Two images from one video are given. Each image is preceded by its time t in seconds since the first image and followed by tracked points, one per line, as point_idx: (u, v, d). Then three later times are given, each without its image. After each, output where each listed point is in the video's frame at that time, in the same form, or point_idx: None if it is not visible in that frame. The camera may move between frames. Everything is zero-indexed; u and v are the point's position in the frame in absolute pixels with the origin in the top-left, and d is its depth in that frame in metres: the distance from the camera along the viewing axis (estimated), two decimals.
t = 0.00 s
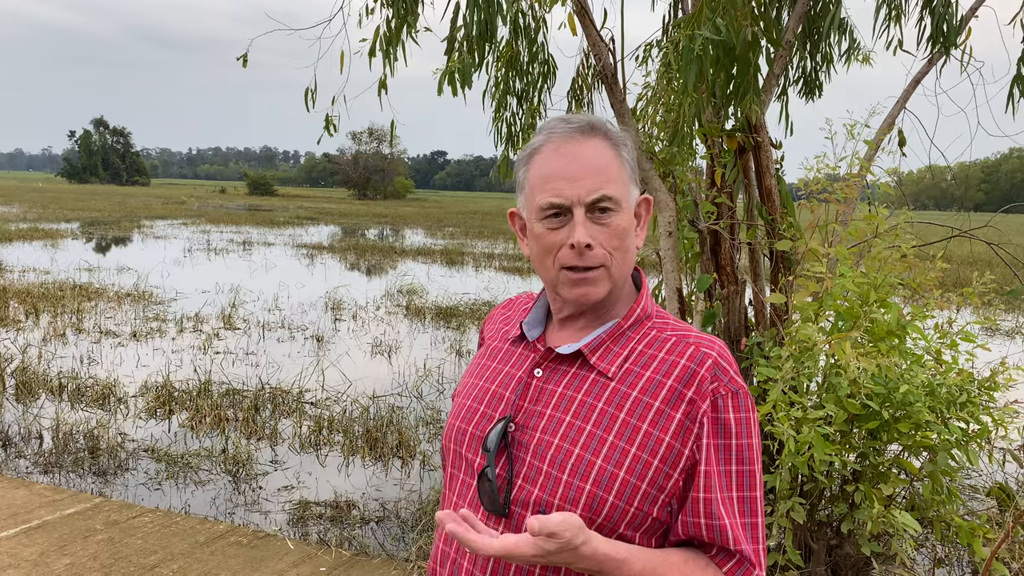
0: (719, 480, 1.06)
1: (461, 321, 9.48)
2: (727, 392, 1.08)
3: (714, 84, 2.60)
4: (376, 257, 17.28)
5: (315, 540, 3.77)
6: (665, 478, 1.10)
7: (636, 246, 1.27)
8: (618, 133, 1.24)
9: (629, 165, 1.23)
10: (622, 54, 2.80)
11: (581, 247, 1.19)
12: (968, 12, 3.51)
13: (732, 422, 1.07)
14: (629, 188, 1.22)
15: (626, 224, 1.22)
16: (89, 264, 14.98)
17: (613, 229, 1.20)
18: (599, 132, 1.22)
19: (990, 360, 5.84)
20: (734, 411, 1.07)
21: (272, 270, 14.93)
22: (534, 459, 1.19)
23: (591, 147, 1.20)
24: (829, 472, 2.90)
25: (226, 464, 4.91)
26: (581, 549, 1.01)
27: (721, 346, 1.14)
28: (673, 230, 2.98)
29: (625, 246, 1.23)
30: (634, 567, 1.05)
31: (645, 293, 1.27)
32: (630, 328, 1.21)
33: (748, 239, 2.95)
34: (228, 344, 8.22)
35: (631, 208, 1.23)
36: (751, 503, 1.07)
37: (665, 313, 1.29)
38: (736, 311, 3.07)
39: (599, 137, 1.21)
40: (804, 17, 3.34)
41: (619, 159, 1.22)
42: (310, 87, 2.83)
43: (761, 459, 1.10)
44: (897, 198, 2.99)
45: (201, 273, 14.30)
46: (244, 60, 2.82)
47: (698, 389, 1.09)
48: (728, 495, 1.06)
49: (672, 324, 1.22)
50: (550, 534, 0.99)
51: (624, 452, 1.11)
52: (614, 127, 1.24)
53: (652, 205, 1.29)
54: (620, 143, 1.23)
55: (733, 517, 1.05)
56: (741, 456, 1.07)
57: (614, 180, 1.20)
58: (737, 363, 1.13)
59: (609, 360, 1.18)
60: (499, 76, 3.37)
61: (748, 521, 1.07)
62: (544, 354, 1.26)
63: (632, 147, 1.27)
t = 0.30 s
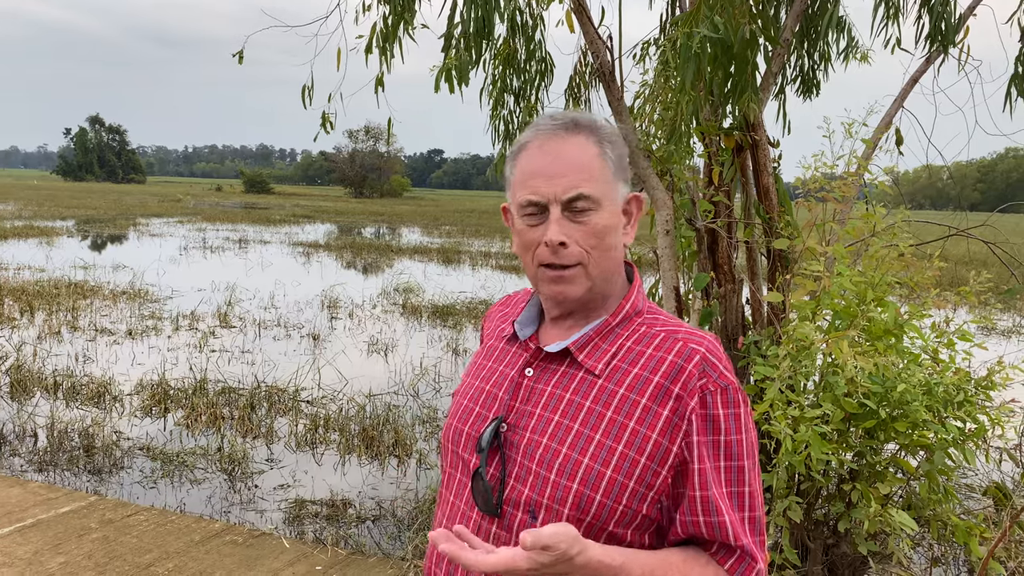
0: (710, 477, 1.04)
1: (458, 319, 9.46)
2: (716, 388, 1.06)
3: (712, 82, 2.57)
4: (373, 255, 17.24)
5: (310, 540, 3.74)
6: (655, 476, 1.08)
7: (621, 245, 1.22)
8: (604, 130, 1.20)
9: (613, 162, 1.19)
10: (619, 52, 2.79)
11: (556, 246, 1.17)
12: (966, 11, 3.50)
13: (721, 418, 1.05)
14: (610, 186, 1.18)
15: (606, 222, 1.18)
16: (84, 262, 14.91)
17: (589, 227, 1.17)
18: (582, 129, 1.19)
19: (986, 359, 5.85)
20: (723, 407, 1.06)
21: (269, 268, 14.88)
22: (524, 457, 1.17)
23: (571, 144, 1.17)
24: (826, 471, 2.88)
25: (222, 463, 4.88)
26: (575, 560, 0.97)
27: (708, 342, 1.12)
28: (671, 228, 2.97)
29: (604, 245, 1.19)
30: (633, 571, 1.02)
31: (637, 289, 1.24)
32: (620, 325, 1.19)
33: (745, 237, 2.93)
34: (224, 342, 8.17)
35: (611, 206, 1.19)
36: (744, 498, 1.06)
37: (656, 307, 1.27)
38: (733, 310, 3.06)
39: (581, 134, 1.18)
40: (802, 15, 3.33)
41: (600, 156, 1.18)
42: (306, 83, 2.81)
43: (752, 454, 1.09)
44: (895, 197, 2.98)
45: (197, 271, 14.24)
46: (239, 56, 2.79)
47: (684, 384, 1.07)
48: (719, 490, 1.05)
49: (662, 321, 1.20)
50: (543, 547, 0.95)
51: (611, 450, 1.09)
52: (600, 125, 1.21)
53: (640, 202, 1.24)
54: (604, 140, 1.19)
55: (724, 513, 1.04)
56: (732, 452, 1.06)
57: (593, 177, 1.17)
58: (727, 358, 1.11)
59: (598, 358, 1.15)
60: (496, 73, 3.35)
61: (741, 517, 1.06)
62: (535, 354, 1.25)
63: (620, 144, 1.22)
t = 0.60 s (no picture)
0: (664, 485, 1.00)
1: (454, 318, 9.43)
2: (679, 394, 1.02)
3: (710, 80, 2.56)
4: (369, 253, 17.21)
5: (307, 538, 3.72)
6: (613, 481, 1.06)
7: (552, 256, 1.15)
8: (556, 138, 1.15)
9: (547, 170, 1.14)
10: (616, 50, 2.77)
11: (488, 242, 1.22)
12: (963, 10, 3.50)
13: (681, 426, 1.01)
14: (539, 194, 1.14)
15: (524, 229, 1.15)
16: (79, 260, 14.82)
17: (507, 231, 1.16)
18: (535, 134, 1.17)
19: (982, 358, 5.86)
20: (685, 414, 1.01)
21: (265, 267, 14.84)
22: (500, 453, 1.19)
23: (519, 149, 1.18)
24: (822, 470, 2.87)
25: (217, 461, 4.86)
26: (507, 557, 0.99)
27: (682, 347, 1.07)
28: (667, 227, 2.96)
29: (523, 252, 1.16)
30: None
31: (627, 290, 1.20)
32: (600, 325, 1.17)
33: (742, 236, 2.92)
34: (219, 341, 8.13)
35: (534, 214, 1.14)
36: (704, 512, 1.01)
37: (651, 308, 1.22)
38: (729, 309, 3.05)
39: (529, 139, 1.17)
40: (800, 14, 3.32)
41: (535, 163, 1.15)
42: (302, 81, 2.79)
43: (722, 467, 1.02)
44: (892, 196, 2.97)
45: (193, 269, 14.19)
46: (236, 54, 2.77)
47: (646, 388, 1.04)
48: (674, 501, 1.00)
49: (647, 321, 1.16)
50: (469, 541, 0.97)
51: (570, 450, 1.08)
52: (557, 132, 1.15)
53: (586, 218, 1.13)
54: (550, 148, 1.14)
55: (675, 525, 0.99)
56: (692, 462, 1.01)
57: (520, 185, 1.15)
58: (702, 364, 1.06)
59: (571, 358, 1.15)
60: (494, 71, 3.33)
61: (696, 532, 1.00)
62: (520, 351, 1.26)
63: (575, 154, 1.13)
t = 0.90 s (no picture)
0: (610, 492, 0.99)
1: (451, 316, 9.42)
2: (642, 402, 0.99)
3: (708, 80, 2.55)
4: (366, 252, 17.19)
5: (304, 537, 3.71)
6: (574, 483, 1.06)
7: (551, 257, 1.15)
8: (562, 138, 1.14)
9: (550, 171, 1.13)
10: (614, 49, 2.77)
11: (492, 238, 1.22)
12: (960, 9, 3.50)
13: (639, 435, 0.98)
14: (542, 194, 1.13)
15: (525, 229, 1.15)
16: (75, 258, 14.75)
17: (509, 229, 1.17)
18: (542, 134, 1.16)
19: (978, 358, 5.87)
20: (643, 423, 0.98)
21: (261, 265, 14.81)
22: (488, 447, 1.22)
23: (525, 148, 1.17)
24: (819, 469, 2.87)
25: (214, 460, 4.85)
26: (428, 520, 1.04)
27: (659, 355, 1.03)
28: (665, 226, 2.95)
29: (523, 250, 1.16)
30: (488, 554, 1.03)
31: (623, 295, 1.18)
32: (589, 328, 1.16)
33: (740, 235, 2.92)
34: (216, 339, 8.11)
35: (535, 214, 1.14)
36: (644, 526, 0.97)
37: (651, 314, 1.19)
38: (727, 308, 3.06)
39: (535, 138, 1.16)
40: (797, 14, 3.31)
41: (539, 164, 1.14)
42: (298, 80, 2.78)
43: (677, 483, 0.98)
44: (890, 195, 2.97)
45: (189, 267, 14.14)
46: (233, 52, 2.76)
47: (612, 392, 1.03)
48: (616, 509, 0.98)
49: (637, 325, 1.13)
50: (397, 493, 1.04)
51: (539, 449, 1.09)
52: (564, 133, 1.14)
53: (586, 222, 1.11)
54: (554, 149, 1.13)
55: (609, 532, 0.98)
56: (643, 472, 0.98)
57: (524, 184, 1.15)
58: (676, 375, 1.01)
59: (558, 358, 1.16)
60: (491, 70, 3.33)
61: (630, 544, 0.97)
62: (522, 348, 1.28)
63: (580, 157, 1.11)
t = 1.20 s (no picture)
0: (591, 494, 0.99)
1: (448, 316, 9.41)
2: (625, 404, 0.99)
3: (706, 79, 2.55)
4: (363, 252, 17.16)
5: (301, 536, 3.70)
6: (559, 484, 1.06)
7: (548, 259, 1.15)
8: (557, 141, 1.13)
9: (546, 174, 1.12)
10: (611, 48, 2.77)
11: (491, 240, 1.23)
12: (957, 10, 3.50)
13: (621, 438, 0.98)
14: (539, 197, 1.13)
15: (522, 231, 1.15)
16: (71, 257, 14.70)
17: (507, 232, 1.17)
18: (537, 137, 1.16)
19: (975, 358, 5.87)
20: (626, 425, 0.98)
21: (258, 265, 14.78)
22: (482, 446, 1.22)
23: (522, 150, 1.17)
24: (815, 468, 2.87)
25: (211, 459, 4.84)
26: (413, 514, 1.06)
27: (645, 357, 1.02)
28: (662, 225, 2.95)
29: (521, 253, 1.16)
30: (471, 552, 1.04)
31: (617, 296, 1.17)
32: (583, 329, 1.16)
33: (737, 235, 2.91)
34: (212, 338, 8.09)
35: (532, 217, 1.14)
36: (624, 530, 0.96)
37: (646, 315, 1.18)
38: (724, 307, 3.06)
39: (531, 141, 1.16)
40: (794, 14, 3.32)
41: (535, 166, 1.14)
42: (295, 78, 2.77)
43: (658, 487, 0.97)
44: (887, 195, 2.97)
45: (186, 267, 14.11)
46: (230, 50, 2.75)
47: (597, 394, 1.03)
48: (597, 512, 0.98)
49: (629, 327, 1.13)
50: (381, 487, 1.06)
51: (527, 450, 1.09)
52: (559, 135, 1.13)
53: (582, 224, 1.11)
54: (550, 151, 1.13)
55: (590, 535, 0.97)
56: (625, 475, 0.97)
57: (521, 187, 1.14)
58: (661, 378, 1.00)
59: (550, 360, 1.17)
60: (488, 69, 3.32)
61: (610, 547, 0.96)
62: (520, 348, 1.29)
63: (575, 159, 1.11)
